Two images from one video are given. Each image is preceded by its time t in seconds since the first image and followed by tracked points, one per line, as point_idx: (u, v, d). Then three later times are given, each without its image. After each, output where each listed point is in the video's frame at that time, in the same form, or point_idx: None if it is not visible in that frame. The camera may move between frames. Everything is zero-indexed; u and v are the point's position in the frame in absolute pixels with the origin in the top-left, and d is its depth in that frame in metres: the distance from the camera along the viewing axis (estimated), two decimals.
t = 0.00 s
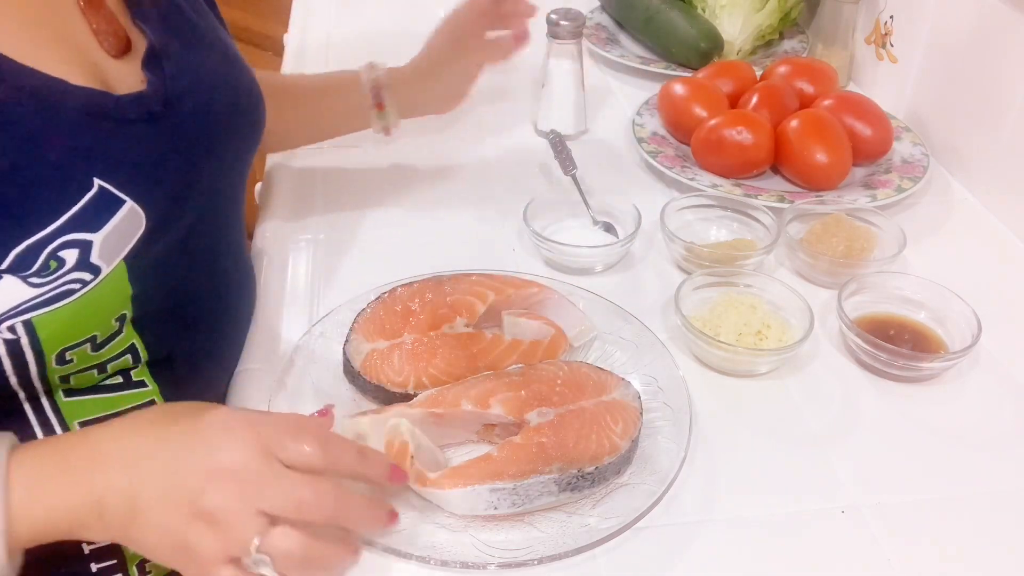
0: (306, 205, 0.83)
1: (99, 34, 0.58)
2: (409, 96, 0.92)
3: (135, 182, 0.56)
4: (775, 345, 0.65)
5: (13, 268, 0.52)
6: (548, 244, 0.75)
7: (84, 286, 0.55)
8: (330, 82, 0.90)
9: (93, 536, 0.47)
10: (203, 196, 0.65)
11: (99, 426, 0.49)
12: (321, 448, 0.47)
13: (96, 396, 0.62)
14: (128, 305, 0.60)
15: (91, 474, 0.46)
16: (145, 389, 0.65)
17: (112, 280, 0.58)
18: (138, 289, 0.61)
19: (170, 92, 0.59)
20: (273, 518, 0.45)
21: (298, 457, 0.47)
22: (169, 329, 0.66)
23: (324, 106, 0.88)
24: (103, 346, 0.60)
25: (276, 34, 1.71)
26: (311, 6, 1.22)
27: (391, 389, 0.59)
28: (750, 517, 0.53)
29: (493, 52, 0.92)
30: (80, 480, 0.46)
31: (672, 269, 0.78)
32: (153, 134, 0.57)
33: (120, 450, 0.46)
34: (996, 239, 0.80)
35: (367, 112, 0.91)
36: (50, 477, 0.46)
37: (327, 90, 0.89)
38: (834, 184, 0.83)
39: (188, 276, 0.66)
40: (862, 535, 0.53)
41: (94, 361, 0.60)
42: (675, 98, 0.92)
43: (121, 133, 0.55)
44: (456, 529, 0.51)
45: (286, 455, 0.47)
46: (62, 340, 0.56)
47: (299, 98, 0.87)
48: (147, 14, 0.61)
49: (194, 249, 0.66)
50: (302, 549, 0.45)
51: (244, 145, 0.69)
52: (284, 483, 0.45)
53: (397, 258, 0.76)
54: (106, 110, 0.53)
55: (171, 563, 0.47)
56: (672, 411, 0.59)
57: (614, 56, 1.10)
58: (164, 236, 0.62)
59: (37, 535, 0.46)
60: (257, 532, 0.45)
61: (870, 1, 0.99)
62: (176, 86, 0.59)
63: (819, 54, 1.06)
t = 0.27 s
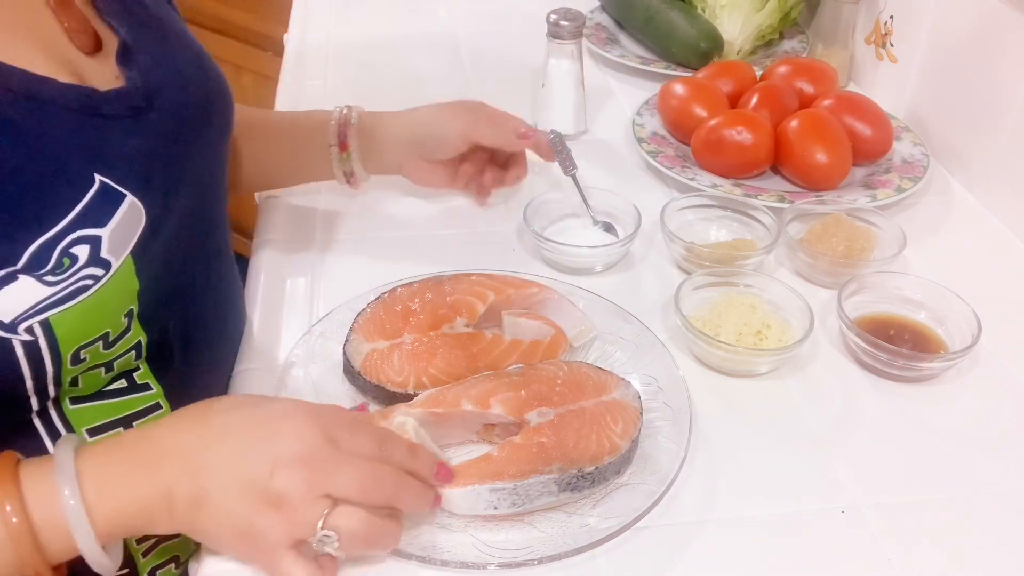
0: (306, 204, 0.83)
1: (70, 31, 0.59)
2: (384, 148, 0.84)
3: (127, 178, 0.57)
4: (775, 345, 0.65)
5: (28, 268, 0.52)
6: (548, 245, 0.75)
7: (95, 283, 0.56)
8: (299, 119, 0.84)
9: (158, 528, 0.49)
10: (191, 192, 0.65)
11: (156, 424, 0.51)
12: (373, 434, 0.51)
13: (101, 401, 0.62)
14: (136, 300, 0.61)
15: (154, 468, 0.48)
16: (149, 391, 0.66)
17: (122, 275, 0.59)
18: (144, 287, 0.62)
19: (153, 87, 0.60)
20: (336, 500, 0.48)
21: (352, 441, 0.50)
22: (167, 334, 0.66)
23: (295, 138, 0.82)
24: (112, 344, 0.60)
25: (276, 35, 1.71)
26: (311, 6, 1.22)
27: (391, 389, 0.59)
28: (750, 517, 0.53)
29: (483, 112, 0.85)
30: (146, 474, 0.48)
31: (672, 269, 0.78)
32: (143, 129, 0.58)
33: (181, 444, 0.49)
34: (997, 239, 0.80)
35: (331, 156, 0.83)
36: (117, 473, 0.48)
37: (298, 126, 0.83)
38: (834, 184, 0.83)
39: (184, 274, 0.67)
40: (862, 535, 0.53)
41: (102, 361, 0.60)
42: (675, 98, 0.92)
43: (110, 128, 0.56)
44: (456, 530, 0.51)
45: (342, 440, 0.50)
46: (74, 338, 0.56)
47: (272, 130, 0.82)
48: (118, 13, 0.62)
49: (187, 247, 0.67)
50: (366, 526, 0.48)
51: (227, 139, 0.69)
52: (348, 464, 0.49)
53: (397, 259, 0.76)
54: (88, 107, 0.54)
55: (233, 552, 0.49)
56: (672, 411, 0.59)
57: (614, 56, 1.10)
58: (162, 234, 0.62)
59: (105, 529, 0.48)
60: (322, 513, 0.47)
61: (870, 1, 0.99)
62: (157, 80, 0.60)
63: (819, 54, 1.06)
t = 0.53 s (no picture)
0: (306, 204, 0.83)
1: (48, 36, 0.58)
2: (428, 148, 0.84)
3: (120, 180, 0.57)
4: (775, 345, 0.65)
5: (30, 275, 0.53)
6: (548, 245, 0.75)
7: (98, 286, 0.57)
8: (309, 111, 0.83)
9: (184, 530, 0.50)
10: (181, 192, 0.65)
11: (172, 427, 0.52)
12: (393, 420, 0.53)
13: (109, 413, 0.62)
14: (138, 305, 0.62)
15: (179, 468, 0.49)
16: (154, 400, 0.65)
17: (123, 279, 0.60)
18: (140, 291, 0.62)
19: (135, 86, 0.59)
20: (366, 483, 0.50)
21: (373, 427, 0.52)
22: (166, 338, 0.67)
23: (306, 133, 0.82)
24: (116, 351, 0.61)
25: (275, 35, 1.71)
26: (310, 6, 1.22)
27: (392, 389, 0.59)
28: (750, 517, 0.53)
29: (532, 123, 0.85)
30: (172, 476, 0.49)
31: (672, 269, 0.78)
32: (129, 130, 0.58)
33: (203, 443, 0.50)
34: (997, 239, 0.80)
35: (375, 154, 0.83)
36: (141, 476, 0.49)
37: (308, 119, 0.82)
38: (834, 184, 0.83)
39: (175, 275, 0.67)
40: (862, 535, 0.53)
41: (106, 370, 0.61)
42: (675, 98, 0.92)
43: (94, 131, 0.55)
44: (456, 529, 0.51)
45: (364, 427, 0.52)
46: (79, 345, 0.57)
47: (277, 125, 0.81)
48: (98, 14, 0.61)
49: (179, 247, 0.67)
50: (400, 504, 0.49)
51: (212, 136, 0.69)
52: (375, 448, 0.50)
53: (398, 259, 0.76)
54: (74, 110, 0.54)
55: (265, 548, 0.49)
56: (672, 411, 0.59)
57: (614, 56, 1.10)
58: (154, 236, 0.63)
59: (130, 534, 0.48)
60: (356, 496, 0.49)
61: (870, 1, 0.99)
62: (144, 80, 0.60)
63: (819, 54, 1.06)
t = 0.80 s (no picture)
0: (307, 203, 0.83)
1: (45, 43, 0.58)
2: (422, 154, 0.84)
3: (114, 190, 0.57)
4: (775, 345, 0.65)
5: (22, 292, 0.53)
6: (548, 244, 0.75)
7: (91, 302, 0.57)
8: (309, 107, 0.83)
9: (135, 548, 0.46)
10: (174, 201, 0.65)
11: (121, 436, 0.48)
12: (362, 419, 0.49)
13: (104, 423, 0.63)
14: (131, 318, 0.63)
15: (125, 482, 0.45)
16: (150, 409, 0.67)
17: (116, 293, 0.60)
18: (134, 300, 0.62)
19: (133, 96, 0.59)
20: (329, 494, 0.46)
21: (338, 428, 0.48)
22: (162, 345, 0.68)
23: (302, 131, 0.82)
24: (109, 364, 0.62)
25: (276, 35, 1.71)
26: (310, 6, 1.22)
27: (391, 389, 0.59)
28: (750, 518, 0.53)
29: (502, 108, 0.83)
30: (117, 492, 0.45)
31: (672, 269, 0.78)
32: (127, 141, 0.58)
33: (152, 454, 0.46)
34: (997, 239, 0.80)
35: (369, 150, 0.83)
36: (85, 493, 0.45)
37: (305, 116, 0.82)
38: (834, 184, 0.83)
39: (167, 281, 0.68)
40: (863, 535, 0.53)
41: (100, 383, 0.62)
42: (675, 98, 0.92)
43: (93, 142, 0.55)
44: (455, 529, 0.51)
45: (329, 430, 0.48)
46: (72, 359, 0.57)
47: (274, 121, 0.82)
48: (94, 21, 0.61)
49: (168, 255, 0.67)
50: (367, 517, 0.45)
51: (207, 144, 0.69)
52: (338, 455, 0.46)
53: (398, 259, 0.76)
54: (70, 121, 0.54)
55: (225, 561, 0.46)
56: (673, 411, 0.59)
57: (614, 56, 1.10)
58: (149, 244, 0.63)
59: (76, 553, 0.45)
60: (317, 509, 0.45)
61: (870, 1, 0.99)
62: (139, 89, 0.59)
63: (819, 54, 1.06)
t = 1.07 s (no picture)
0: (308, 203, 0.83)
1: (48, 46, 0.59)
2: (417, 161, 0.84)
3: (117, 196, 0.57)
4: (775, 345, 0.65)
5: (23, 299, 0.52)
6: (548, 244, 0.75)
7: (92, 309, 0.57)
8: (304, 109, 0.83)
9: (119, 533, 0.46)
10: (177, 204, 0.65)
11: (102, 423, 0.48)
12: (336, 394, 0.48)
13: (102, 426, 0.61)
14: (130, 324, 0.62)
15: (102, 469, 0.45)
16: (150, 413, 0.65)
17: (118, 298, 0.59)
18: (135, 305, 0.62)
19: (137, 102, 0.59)
20: (302, 468, 0.44)
21: (310, 404, 0.47)
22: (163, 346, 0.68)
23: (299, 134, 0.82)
24: (109, 370, 0.61)
25: (276, 34, 1.71)
26: (310, 6, 1.22)
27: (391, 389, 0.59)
28: (750, 518, 0.53)
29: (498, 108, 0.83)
30: (94, 478, 0.45)
31: (672, 269, 0.78)
32: (127, 147, 0.58)
33: (127, 439, 0.46)
34: (997, 239, 0.80)
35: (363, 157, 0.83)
36: (64, 480, 0.45)
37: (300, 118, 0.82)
38: (834, 184, 0.83)
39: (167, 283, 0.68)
40: (863, 535, 0.53)
41: (99, 389, 0.61)
42: (675, 98, 0.92)
43: (94, 147, 0.56)
44: (455, 529, 0.51)
45: (300, 406, 0.47)
46: (73, 365, 0.56)
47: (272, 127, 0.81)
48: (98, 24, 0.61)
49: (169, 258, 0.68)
50: (341, 492, 0.44)
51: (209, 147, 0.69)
52: (305, 428, 0.45)
53: (399, 259, 0.76)
54: (72, 127, 0.54)
55: (208, 541, 0.46)
56: (673, 411, 0.59)
57: (614, 55, 1.10)
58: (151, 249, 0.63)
59: (57, 542, 0.45)
60: (290, 485, 0.44)
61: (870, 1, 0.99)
62: (142, 94, 0.59)
63: (819, 54, 1.06)
